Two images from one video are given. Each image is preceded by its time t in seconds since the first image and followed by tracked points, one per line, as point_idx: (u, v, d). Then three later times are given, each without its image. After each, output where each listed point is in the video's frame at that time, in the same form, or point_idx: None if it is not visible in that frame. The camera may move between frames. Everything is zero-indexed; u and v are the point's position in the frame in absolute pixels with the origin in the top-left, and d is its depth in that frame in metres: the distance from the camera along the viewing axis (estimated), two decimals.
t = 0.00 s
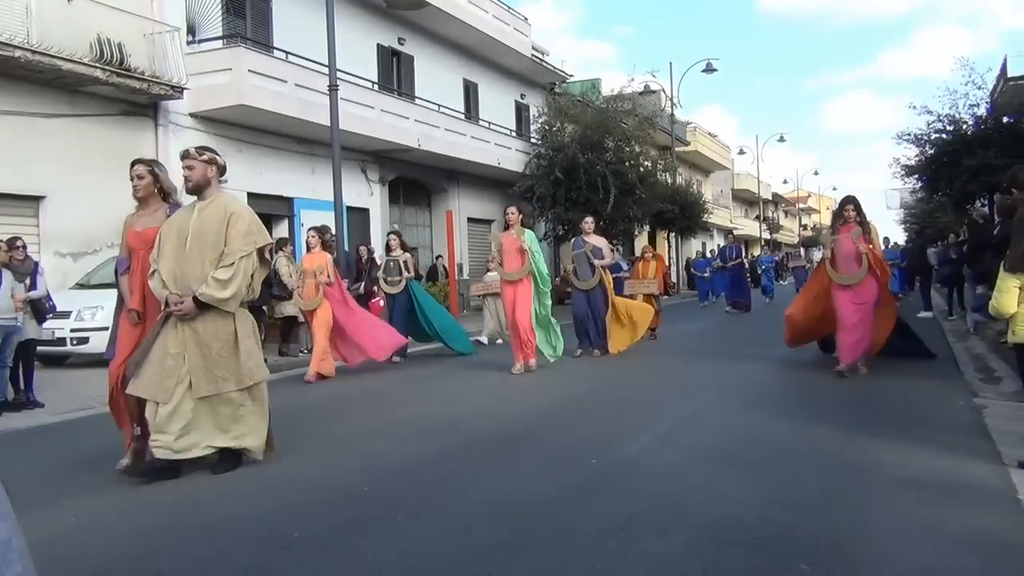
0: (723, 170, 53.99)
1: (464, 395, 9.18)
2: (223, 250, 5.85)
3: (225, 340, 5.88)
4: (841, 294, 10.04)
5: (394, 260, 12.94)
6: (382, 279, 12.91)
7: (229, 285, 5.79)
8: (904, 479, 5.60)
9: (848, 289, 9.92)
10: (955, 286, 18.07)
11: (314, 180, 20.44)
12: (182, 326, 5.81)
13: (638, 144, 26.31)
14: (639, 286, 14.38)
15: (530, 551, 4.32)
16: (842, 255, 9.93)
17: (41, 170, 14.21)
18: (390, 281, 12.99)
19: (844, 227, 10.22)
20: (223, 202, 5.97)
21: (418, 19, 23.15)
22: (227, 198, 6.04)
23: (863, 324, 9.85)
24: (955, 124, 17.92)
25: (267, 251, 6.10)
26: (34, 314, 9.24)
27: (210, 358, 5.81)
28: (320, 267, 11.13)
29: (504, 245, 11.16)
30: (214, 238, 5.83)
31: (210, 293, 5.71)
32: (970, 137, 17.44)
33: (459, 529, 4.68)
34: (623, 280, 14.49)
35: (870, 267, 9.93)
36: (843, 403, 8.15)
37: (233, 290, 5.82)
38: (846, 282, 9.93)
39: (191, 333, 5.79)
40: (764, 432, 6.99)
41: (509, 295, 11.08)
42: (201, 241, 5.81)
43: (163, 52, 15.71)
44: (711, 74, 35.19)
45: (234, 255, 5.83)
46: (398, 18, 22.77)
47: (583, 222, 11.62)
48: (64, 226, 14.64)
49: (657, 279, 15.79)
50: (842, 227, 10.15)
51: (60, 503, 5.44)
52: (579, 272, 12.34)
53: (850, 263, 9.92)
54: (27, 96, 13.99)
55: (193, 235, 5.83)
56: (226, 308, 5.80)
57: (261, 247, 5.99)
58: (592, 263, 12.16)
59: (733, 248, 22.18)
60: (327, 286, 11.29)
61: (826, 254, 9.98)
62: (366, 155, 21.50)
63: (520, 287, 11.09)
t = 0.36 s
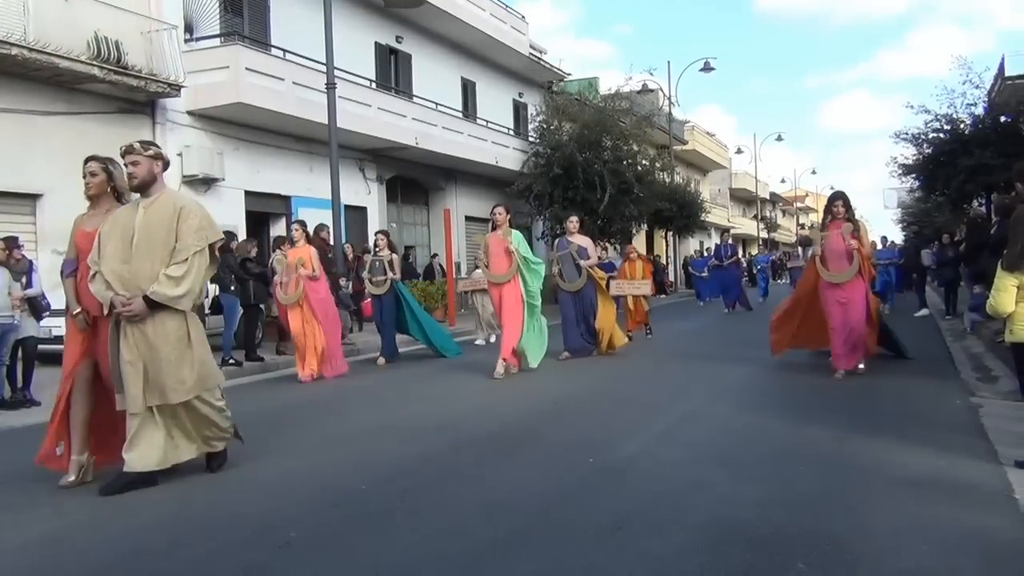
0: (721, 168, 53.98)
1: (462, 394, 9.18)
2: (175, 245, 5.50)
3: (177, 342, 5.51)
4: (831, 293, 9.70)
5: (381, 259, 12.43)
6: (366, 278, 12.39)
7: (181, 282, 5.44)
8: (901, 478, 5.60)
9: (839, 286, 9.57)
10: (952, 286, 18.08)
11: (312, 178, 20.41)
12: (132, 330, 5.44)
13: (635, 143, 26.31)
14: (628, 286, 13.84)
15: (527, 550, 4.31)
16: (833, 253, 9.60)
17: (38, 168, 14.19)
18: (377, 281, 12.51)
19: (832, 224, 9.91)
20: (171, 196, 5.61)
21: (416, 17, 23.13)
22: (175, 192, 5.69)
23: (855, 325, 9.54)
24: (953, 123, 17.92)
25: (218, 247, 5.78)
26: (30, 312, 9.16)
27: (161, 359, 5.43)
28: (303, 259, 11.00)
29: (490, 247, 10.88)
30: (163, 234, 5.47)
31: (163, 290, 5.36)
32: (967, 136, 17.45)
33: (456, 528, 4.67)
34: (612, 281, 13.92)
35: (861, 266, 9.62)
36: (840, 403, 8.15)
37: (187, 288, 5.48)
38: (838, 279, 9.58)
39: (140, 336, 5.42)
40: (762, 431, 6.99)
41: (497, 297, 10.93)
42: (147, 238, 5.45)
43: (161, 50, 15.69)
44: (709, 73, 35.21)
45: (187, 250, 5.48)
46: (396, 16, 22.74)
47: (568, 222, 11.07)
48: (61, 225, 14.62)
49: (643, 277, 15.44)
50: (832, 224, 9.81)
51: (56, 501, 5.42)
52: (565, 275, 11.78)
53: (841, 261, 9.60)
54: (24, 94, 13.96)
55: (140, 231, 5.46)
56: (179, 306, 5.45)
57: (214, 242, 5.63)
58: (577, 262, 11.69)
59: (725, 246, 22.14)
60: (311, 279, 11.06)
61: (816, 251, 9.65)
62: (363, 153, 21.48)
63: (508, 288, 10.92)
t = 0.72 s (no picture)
0: (721, 164, 54.01)
1: (461, 390, 9.19)
2: (124, 241, 5.08)
3: (115, 344, 5.02)
4: (827, 293, 9.29)
5: (368, 255, 12.00)
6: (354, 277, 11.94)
7: (131, 282, 5.02)
8: (900, 473, 5.60)
9: (835, 287, 9.15)
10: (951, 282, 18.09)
11: (311, 175, 20.39)
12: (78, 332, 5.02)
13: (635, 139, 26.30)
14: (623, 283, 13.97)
15: (526, 546, 4.31)
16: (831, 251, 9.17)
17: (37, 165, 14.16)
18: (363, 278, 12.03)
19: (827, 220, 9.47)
20: (124, 188, 5.17)
21: (415, 13, 23.10)
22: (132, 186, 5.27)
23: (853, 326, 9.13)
24: (953, 119, 17.91)
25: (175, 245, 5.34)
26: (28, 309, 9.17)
27: (96, 365, 4.97)
28: (287, 259, 10.70)
29: (477, 239, 10.59)
30: (112, 230, 5.05)
31: (110, 291, 4.93)
32: (966, 132, 17.44)
33: (455, 523, 4.67)
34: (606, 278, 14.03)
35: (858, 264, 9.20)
36: (840, 399, 8.15)
37: (138, 288, 5.05)
38: (834, 279, 9.16)
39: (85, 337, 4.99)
40: (761, 427, 6.99)
41: (484, 293, 10.58)
42: (95, 235, 5.04)
43: (160, 46, 15.67)
44: (708, 68, 35.19)
45: (137, 248, 5.05)
46: (396, 12, 22.72)
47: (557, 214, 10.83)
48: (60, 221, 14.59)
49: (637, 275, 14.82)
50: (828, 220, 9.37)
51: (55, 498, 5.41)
52: (555, 269, 11.61)
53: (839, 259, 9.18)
54: (22, 90, 13.93)
55: (87, 227, 5.05)
56: (131, 308, 5.03)
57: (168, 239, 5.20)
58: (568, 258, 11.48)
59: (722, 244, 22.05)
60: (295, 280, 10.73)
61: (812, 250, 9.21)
62: (362, 150, 21.46)
63: (495, 283, 10.57)
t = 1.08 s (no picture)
0: (721, 160, 54.02)
1: (463, 386, 9.18)
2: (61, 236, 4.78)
3: (61, 351, 4.85)
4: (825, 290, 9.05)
5: (352, 252, 11.65)
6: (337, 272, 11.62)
7: (59, 279, 4.68)
8: (901, 468, 5.60)
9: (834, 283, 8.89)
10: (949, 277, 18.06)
11: (310, 171, 20.37)
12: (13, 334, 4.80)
13: (635, 134, 26.28)
14: (619, 277, 14.10)
15: (526, 542, 4.31)
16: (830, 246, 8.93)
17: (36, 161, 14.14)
18: (349, 276, 11.62)
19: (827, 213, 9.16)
20: (72, 181, 4.90)
21: (414, 9, 23.07)
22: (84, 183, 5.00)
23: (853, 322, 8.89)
24: (952, 113, 17.90)
25: (121, 243, 5.03)
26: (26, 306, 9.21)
27: (42, 374, 4.79)
28: (267, 253, 10.34)
29: (463, 236, 10.42)
30: (50, 225, 4.79)
31: (35, 289, 4.61)
32: (966, 126, 17.43)
33: (455, 520, 4.67)
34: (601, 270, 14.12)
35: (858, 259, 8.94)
36: (840, 393, 8.15)
37: (65, 287, 4.69)
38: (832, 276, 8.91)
39: (24, 342, 4.79)
40: (762, 422, 6.98)
41: (470, 290, 10.39)
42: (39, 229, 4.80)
43: (159, 43, 15.65)
44: (708, 64, 35.18)
45: (71, 243, 4.73)
46: (395, 8, 22.69)
47: (551, 210, 10.63)
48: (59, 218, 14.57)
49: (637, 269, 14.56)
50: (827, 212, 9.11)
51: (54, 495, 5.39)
52: (548, 267, 11.30)
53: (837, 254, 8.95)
54: (21, 88, 13.92)
55: (30, 220, 4.81)
56: (58, 309, 4.68)
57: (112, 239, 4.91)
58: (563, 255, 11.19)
59: (722, 237, 21.75)
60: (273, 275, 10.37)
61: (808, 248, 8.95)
62: (362, 146, 21.44)
63: (481, 281, 10.37)
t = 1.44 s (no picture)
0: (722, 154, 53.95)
1: (464, 380, 9.17)
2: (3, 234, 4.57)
3: (13, 356, 4.67)
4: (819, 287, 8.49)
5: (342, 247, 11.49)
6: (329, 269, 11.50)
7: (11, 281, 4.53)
8: (903, 461, 5.59)
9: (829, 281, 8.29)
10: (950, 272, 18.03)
11: (311, 165, 20.35)
12: None
13: (635, 128, 26.24)
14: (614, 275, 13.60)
15: (528, 535, 4.31)
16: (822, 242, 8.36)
17: (36, 154, 14.12)
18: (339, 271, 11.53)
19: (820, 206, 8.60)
20: (8, 169, 4.67)
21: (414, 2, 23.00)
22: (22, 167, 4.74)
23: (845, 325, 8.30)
24: (954, 106, 17.86)
25: (71, 230, 4.82)
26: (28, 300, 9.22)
27: None
28: (249, 250, 9.89)
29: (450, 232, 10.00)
30: None
31: None
32: (968, 120, 17.40)
33: (456, 513, 4.66)
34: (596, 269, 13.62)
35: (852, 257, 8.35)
36: (842, 387, 8.14)
37: (19, 287, 4.56)
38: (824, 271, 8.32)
39: None
40: (763, 415, 6.97)
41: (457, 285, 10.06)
42: None
43: (158, 36, 15.63)
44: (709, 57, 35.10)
45: (15, 242, 4.54)
46: (395, 2, 22.63)
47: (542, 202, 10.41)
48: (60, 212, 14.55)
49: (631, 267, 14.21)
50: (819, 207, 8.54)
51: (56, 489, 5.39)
52: (539, 260, 11.12)
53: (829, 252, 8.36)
54: (21, 81, 13.88)
55: None
56: (14, 311, 4.58)
57: (59, 229, 4.72)
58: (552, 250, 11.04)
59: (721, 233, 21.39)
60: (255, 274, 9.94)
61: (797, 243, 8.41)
62: (362, 140, 21.41)
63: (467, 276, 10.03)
